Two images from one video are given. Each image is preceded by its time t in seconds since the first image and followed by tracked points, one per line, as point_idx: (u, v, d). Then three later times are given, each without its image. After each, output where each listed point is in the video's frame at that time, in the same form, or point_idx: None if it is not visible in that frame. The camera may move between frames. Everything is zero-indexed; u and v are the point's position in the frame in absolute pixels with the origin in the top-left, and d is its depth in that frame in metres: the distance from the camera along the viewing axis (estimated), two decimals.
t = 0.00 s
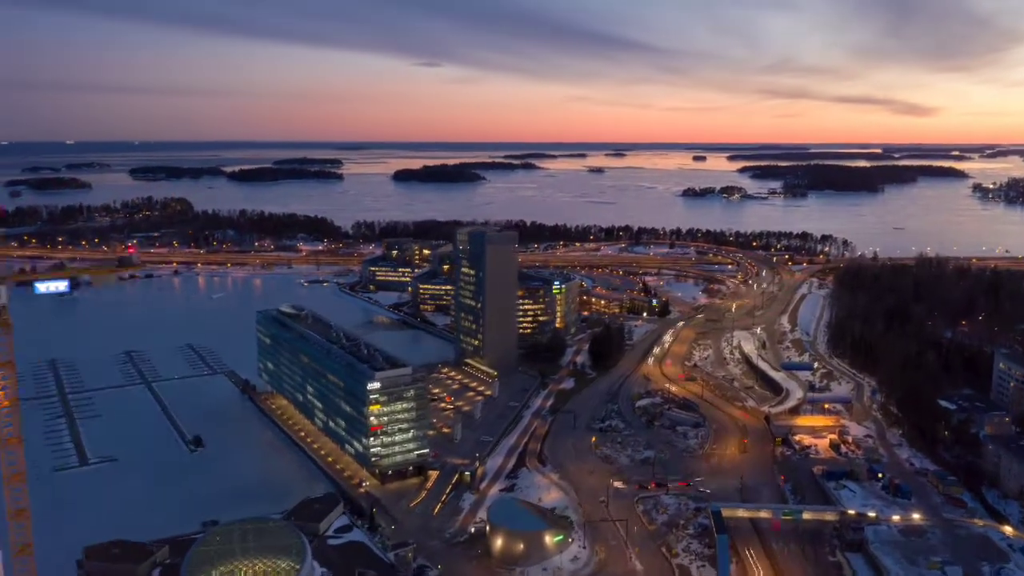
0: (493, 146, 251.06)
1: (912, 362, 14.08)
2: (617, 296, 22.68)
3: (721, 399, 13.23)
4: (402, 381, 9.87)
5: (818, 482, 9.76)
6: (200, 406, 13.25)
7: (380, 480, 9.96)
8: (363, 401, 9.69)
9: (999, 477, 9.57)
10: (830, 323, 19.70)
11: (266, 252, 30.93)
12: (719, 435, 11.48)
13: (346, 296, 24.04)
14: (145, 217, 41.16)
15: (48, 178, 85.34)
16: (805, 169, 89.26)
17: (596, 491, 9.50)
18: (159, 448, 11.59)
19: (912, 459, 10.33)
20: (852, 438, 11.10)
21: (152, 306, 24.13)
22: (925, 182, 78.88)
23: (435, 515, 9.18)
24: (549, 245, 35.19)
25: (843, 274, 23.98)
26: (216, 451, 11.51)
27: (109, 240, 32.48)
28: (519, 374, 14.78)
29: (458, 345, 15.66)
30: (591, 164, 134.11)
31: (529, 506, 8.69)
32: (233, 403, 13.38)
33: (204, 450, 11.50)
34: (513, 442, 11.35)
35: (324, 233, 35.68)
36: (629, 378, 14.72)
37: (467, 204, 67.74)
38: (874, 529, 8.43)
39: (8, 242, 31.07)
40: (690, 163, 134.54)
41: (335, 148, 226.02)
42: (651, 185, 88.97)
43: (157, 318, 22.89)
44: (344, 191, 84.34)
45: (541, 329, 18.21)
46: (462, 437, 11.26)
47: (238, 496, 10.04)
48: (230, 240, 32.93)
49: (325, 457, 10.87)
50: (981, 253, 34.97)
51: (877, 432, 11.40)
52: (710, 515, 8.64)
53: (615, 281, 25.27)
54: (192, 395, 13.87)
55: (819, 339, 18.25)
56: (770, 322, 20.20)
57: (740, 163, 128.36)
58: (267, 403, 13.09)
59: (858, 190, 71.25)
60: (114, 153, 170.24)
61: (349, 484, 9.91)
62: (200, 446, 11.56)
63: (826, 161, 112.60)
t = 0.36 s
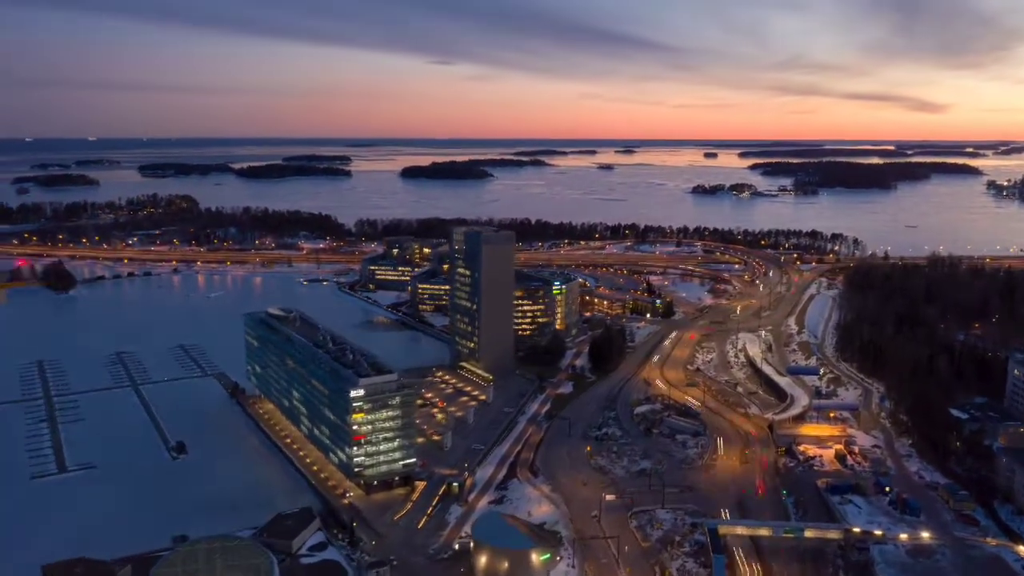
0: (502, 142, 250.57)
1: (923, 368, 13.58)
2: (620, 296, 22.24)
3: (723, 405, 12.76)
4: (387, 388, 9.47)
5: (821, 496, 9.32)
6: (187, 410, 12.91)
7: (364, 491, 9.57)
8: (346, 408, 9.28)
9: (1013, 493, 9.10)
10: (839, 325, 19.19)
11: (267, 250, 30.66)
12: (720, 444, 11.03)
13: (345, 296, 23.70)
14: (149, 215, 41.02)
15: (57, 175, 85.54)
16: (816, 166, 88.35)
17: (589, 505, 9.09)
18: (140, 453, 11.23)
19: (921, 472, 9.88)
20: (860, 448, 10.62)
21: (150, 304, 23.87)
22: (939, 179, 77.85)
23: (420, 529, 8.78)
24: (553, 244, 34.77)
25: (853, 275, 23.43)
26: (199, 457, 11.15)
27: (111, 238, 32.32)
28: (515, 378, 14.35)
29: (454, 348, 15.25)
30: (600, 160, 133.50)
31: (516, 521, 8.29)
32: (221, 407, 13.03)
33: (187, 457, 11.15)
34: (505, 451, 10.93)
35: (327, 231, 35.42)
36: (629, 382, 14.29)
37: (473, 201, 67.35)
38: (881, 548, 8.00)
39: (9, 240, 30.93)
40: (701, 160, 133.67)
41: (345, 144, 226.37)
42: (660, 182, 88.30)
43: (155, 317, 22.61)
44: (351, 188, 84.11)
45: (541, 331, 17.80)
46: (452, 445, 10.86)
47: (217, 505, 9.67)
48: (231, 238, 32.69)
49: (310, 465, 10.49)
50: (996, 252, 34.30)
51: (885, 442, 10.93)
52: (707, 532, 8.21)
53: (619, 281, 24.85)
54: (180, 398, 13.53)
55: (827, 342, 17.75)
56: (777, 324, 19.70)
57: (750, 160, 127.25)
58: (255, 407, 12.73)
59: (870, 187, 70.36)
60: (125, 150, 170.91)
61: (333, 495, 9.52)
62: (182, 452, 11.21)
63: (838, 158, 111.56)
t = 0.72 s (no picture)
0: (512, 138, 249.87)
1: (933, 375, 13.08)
2: (624, 297, 21.79)
3: (725, 412, 12.33)
4: (370, 395, 9.09)
5: (825, 511, 8.88)
6: (174, 415, 12.60)
7: (348, 502, 9.21)
8: (327, 417, 8.91)
9: None
10: (848, 327, 18.69)
11: (269, 248, 30.38)
12: (720, 454, 10.61)
13: (344, 295, 23.37)
14: (153, 212, 40.87)
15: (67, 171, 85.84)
16: (828, 163, 87.34)
17: (580, 519, 8.70)
18: (122, 460, 10.91)
19: (931, 486, 9.42)
20: (867, 460, 10.15)
21: (148, 302, 23.63)
22: (953, 176, 76.75)
23: (403, 544, 8.41)
24: (558, 242, 34.33)
25: (863, 275, 22.87)
26: (181, 464, 10.83)
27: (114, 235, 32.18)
28: (511, 382, 13.96)
29: (449, 350, 14.87)
30: (609, 157, 132.83)
31: (501, 538, 7.90)
32: (208, 412, 12.71)
33: (168, 464, 10.82)
34: (496, 460, 10.55)
35: (329, 229, 35.11)
36: (629, 387, 13.88)
37: (481, 199, 66.92)
38: (886, 570, 7.55)
39: (10, 237, 30.78)
40: (711, 157, 132.62)
41: (355, 141, 226.63)
42: (669, 179, 87.58)
43: (152, 316, 22.34)
44: (359, 185, 83.92)
45: (541, 332, 17.39)
46: (442, 454, 10.48)
47: (195, 518, 9.34)
48: (232, 235, 32.43)
49: (293, 474, 10.14)
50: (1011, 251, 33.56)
51: (893, 453, 10.46)
52: (702, 551, 7.78)
53: (624, 281, 24.39)
54: (167, 403, 13.20)
55: (835, 346, 17.24)
56: (784, 326, 19.21)
57: (761, 157, 126.16)
58: (242, 412, 12.40)
59: (883, 184, 69.42)
60: (135, 146, 171.54)
61: (315, 507, 9.16)
62: (164, 459, 10.88)
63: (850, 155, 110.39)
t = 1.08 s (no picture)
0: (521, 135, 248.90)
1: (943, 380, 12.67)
2: (628, 297, 21.37)
3: (727, 419, 11.94)
4: (353, 402, 8.76)
5: (828, 527, 8.49)
6: (160, 419, 12.32)
7: (331, 513, 8.89)
8: (308, 425, 8.58)
9: None
10: (856, 329, 18.23)
11: (270, 247, 30.13)
12: (720, 464, 10.22)
13: (344, 294, 23.09)
14: (157, 209, 40.76)
15: (75, 168, 85.99)
16: (839, 160, 86.45)
17: (570, 533, 8.35)
18: (104, 468, 10.62)
19: (940, 499, 9.01)
20: (873, 471, 9.74)
21: (145, 300, 23.39)
22: (966, 174, 75.74)
23: (385, 558, 8.08)
24: (563, 240, 33.94)
25: (872, 274, 22.37)
26: (164, 471, 10.54)
27: (116, 233, 31.99)
28: (507, 385, 13.60)
29: (444, 352, 14.53)
30: (619, 154, 132.14)
31: (486, 555, 7.56)
32: (196, 415, 12.43)
33: (151, 470, 10.54)
34: (488, 469, 10.21)
35: (332, 227, 34.87)
36: (628, 392, 13.51)
37: (487, 196, 66.56)
38: None
39: (12, 234, 30.66)
40: (721, 154, 131.72)
41: (364, 137, 226.71)
42: (678, 176, 86.93)
43: (150, 314, 22.11)
44: (366, 182, 83.74)
45: (540, 333, 17.02)
46: (432, 462, 10.13)
47: (174, 529, 9.05)
48: (234, 233, 32.22)
49: (277, 483, 9.83)
50: None
51: (900, 463, 10.04)
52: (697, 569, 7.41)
53: (627, 280, 23.97)
54: (155, 406, 12.93)
55: (843, 349, 16.78)
56: (790, 328, 18.77)
57: (772, 154, 125.13)
58: (230, 417, 12.11)
59: (894, 182, 68.57)
60: (144, 143, 172.14)
61: (298, 518, 8.85)
62: (147, 465, 10.60)
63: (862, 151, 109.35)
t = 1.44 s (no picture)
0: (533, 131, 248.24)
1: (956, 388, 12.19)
2: (632, 297, 20.88)
3: (728, 427, 11.46)
4: (332, 412, 8.35)
5: (831, 548, 8.00)
6: (143, 423, 11.98)
7: (309, 527, 8.49)
8: (283, 436, 8.16)
9: None
10: (867, 332, 17.66)
11: (272, 244, 29.85)
12: (719, 477, 9.75)
13: (344, 293, 22.76)
14: (162, 206, 40.64)
15: (87, 164, 86.38)
16: (854, 156, 85.34)
17: (557, 552, 7.92)
18: (80, 475, 10.30)
19: (951, 519, 8.49)
20: (882, 488, 9.22)
21: (144, 297, 23.14)
22: (984, 171, 74.44)
23: None
24: (569, 238, 33.47)
25: (885, 275, 21.74)
26: (141, 479, 10.19)
27: (119, 230, 31.82)
28: (502, 390, 13.16)
29: (438, 355, 14.11)
30: (631, 150, 131.24)
31: None
32: (180, 420, 12.08)
33: (128, 479, 10.20)
34: (475, 480, 9.78)
35: (336, 224, 34.58)
36: (627, 398, 13.04)
37: (496, 193, 66.17)
38: None
39: (15, 231, 30.54)
40: (735, 150, 130.45)
41: (376, 133, 226.90)
42: (690, 172, 86.11)
43: (146, 312, 21.84)
44: (375, 178, 83.52)
45: (540, 335, 16.58)
46: (417, 473, 9.73)
47: (145, 543, 8.70)
48: (237, 230, 31.98)
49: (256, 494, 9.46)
50: None
51: (910, 478, 9.51)
52: None
53: (633, 280, 23.50)
54: (139, 409, 12.61)
55: (853, 353, 16.24)
56: (799, 330, 18.22)
57: (786, 150, 123.83)
58: (214, 422, 11.76)
59: (910, 178, 67.47)
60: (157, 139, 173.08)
61: (274, 533, 8.47)
62: (125, 473, 10.27)
63: (877, 148, 107.89)
